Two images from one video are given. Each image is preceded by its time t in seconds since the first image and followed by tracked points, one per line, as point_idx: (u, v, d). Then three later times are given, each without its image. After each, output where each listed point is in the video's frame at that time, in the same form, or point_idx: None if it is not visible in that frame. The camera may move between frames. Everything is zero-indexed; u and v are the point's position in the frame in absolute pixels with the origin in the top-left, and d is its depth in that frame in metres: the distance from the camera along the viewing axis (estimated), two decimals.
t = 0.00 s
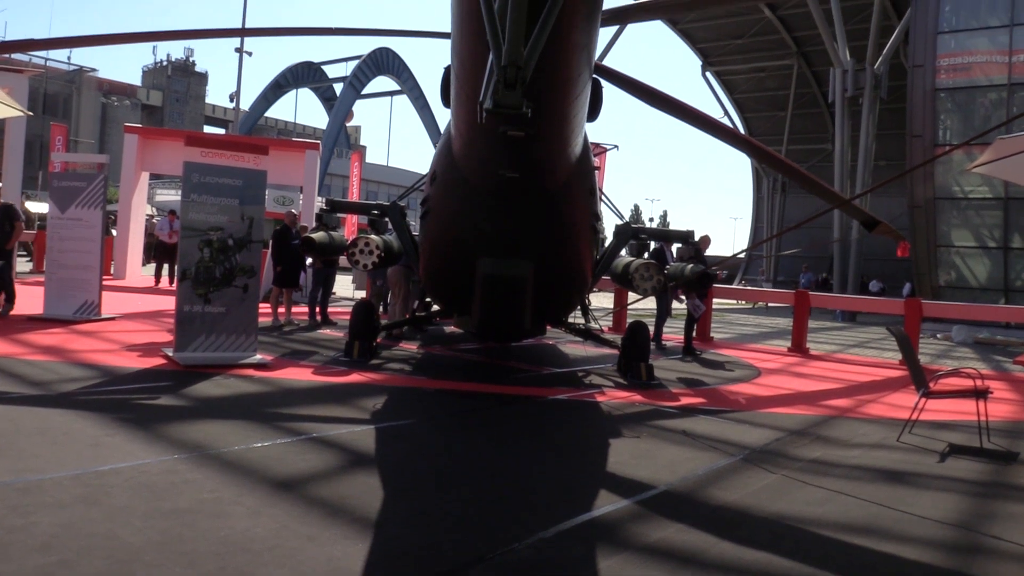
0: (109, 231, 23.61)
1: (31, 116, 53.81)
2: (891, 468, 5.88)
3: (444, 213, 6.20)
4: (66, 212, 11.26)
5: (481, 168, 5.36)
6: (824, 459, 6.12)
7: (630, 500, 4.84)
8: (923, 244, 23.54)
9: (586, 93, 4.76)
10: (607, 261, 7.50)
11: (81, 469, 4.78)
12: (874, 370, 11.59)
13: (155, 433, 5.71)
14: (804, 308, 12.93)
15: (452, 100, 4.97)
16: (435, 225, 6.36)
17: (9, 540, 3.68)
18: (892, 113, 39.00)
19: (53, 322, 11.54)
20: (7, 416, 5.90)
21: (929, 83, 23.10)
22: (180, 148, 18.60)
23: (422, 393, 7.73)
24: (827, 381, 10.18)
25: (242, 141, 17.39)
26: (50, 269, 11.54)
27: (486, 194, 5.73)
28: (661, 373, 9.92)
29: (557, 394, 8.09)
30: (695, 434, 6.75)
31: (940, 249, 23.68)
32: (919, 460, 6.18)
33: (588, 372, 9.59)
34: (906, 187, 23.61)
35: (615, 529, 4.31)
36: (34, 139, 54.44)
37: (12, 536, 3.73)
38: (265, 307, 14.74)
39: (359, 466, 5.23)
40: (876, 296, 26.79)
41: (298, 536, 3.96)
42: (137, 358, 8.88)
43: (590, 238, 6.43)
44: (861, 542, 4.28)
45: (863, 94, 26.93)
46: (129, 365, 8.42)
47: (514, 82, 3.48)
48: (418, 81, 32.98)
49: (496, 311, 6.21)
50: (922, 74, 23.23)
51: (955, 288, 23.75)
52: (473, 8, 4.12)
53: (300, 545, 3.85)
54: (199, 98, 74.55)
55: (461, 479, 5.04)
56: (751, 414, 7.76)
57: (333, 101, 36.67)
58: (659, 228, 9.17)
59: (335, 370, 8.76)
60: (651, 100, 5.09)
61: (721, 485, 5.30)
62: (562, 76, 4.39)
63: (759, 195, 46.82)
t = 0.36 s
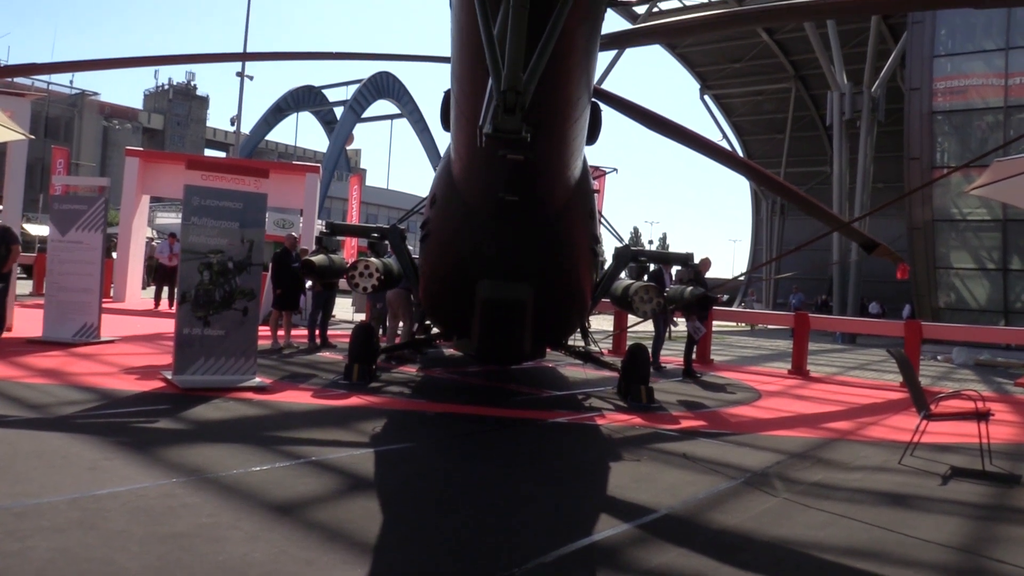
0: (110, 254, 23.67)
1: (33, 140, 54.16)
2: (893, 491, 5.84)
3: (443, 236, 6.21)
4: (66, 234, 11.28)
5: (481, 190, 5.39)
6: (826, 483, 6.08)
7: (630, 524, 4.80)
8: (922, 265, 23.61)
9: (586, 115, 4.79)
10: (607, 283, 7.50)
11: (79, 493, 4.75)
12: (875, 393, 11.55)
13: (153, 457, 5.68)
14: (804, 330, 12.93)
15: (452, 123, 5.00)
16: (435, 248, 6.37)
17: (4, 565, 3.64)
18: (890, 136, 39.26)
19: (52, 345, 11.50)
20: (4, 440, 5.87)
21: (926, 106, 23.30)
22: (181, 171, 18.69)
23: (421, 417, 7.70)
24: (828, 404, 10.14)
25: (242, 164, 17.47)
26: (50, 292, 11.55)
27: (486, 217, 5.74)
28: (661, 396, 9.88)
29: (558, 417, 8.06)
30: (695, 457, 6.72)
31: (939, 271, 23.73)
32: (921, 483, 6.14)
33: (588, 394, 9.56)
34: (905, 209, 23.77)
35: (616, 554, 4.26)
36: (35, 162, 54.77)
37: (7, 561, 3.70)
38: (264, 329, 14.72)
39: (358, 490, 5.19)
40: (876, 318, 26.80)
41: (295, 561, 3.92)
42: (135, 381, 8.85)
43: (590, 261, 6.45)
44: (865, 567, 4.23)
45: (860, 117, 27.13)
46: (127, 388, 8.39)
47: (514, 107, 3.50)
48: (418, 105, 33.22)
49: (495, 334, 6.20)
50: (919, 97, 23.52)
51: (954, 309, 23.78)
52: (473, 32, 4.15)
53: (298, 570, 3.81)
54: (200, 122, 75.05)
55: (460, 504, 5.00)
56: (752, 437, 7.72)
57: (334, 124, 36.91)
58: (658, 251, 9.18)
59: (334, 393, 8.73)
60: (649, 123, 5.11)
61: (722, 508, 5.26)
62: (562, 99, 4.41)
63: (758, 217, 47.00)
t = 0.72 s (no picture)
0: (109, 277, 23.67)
1: (34, 163, 54.47)
2: (895, 515, 5.80)
3: (443, 259, 6.22)
4: (66, 257, 11.32)
5: (480, 213, 5.40)
6: (827, 506, 6.04)
7: (631, 548, 4.76)
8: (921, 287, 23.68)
9: (585, 138, 4.82)
10: (606, 305, 7.50)
11: (76, 516, 4.71)
12: (876, 415, 11.50)
13: (151, 481, 5.64)
14: (804, 352, 12.90)
15: (451, 147, 5.02)
16: (434, 271, 6.38)
17: None
18: (887, 158, 39.51)
19: (50, 368, 11.47)
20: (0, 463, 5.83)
21: (923, 128, 23.49)
22: (182, 194, 18.75)
23: (421, 440, 7.65)
24: (828, 426, 10.10)
25: (242, 187, 17.55)
26: (49, 314, 11.54)
27: (486, 240, 5.75)
28: (662, 418, 9.84)
29: (558, 440, 8.02)
30: (696, 480, 6.68)
31: (938, 293, 23.79)
32: (923, 506, 6.09)
33: (588, 417, 9.51)
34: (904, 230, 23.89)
35: None
36: (36, 185, 55.03)
37: None
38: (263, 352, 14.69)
39: (357, 514, 5.15)
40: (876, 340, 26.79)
41: None
42: (133, 404, 8.80)
43: (590, 283, 6.46)
44: None
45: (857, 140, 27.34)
46: (126, 411, 8.34)
47: (513, 131, 3.51)
48: (418, 129, 33.42)
49: (496, 357, 6.20)
50: (916, 119, 23.70)
51: (954, 331, 23.80)
52: (472, 57, 4.19)
53: None
54: (201, 145, 75.42)
55: (459, 528, 4.95)
56: (754, 460, 7.68)
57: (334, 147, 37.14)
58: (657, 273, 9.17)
59: (333, 416, 8.69)
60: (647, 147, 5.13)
61: (723, 532, 5.22)
62: (560, 125, 4.45)
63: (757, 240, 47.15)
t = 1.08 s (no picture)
0: (108, 299, 23.67)
1: (35, 185, 54.74)
2: (897, 537, 5.76)
3: (443, 281, 6.23)
4: (67, 279, 11.36)
5: (479, 235, 5.42)
6: (830, 529, 5.99)
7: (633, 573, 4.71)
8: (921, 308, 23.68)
9: (584, 160, 4.84)
10: (606, 327, 7.50)
11: (72, 540, 4.68)
12: (877, 437, 11.44)
13: (149, 504, 5.61)
14: (805, 374, 12.88)
15: (451, 170, 5.05)
16: (434, 293, 6.39)
17: None
18: (886, 180, 39.67)
19: (49, 390, 11.44)
20: None
21: (922, 150, 23.64)
22: (183, 217, 18.81)
23: (421, 463, 7.62)
24: (830, 448, 10.06)
25: (243, 210, 17.62)
26: (49, 336, 11.54)
27: (486, 263, 5.76)
28: (662, 440, 9.80)
29: (558, 463, 7.98)
30: (697, 503, 6.63)
31: (938, 314, 23.77)
32: (926, 529, 6.05)
33: (588, 440, 9.47)
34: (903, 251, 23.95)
35: None
36: (37, 206, 55.24)
37: None
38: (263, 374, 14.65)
39: (356, 538, 5.11)
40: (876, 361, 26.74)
41: None
42: (131, 427, 8.77)
43: (589, 305, 6.46)
44: None
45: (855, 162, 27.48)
46: (124, 434, 8.30)
47: (513, 155, 3.53)
48: (418, 151, 33.58)
49: (495, 379, 6.19)
50: (914, 141, 23.83)
51: (954, 352, 23.73)
52: (472, 80, 4.23)
53: None
54: (202, 167, 75.71)
55: (459, 552, 4.90)
56: (755, 483, 7.63)
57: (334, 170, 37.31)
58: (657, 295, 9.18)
59: (332, 439, 8.65)
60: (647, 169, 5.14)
61: (725, 556, 5.18)
62: (560, 147, 4.48)
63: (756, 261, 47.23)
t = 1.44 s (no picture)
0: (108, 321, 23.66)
1: (36, 207, 54.94)
2: (900, 560, 5.71)
3: (443, 302, 6.23)
4: (66, 300, 11.37)
5: (479, 255, 5.42)
6: (831, 551, 5.95)
7: None
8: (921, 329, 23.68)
9: (583, 183, 4.86)
10: (606, 348, 7.49)
11: (69, 563, 4.64)
12: (879, 458, 11.39)
13: (147, 527, 5.57)
14: (805, 395, 12.86)
15: (451, 192, 5.06)
16: (433, 314, 6.38)
17: None
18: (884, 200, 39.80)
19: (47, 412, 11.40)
20: None
21: (919, 171, 23.78)
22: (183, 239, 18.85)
23: (421, 485, 7.58)
24: (831, 470, 10.02)
25: (242, 231, 17.66)
26: (47, 358, 11.52)
27: (486, 283, 5.76)
28: (663, 462, 9.76)
29: (558, 485, 7.93)
30: (698, 525, 6.59)
31: (938, 334, 23.77)
32: (928, 551, 6.01)
33: (589, 462, 9.43)
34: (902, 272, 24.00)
35: None
36: (37, 227, 55.41)
37: None
38: (262, 395, 14.62)
39: (355, 562, 5.07)
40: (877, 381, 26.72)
41: None
42: (130, 449, 8.73)
43: (590, 327, 6.46)
44: None
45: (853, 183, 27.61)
46: (122, 456, 8.27)
47: (512, 177, 3.50)
48: (418, 173, 33.74)
49: (495, 400, 6.16)
50: (912, 162, 23.97)
51: (955, 373, 23.68)
52: (471, 102, 4.25)
53: None
54: (202, 189, 75.81)
55: None
56: (756, 505, 7.58)
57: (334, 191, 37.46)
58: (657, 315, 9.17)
59: (331, 461, 8.61)
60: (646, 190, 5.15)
61: None
62: (560, 168, 4.49)
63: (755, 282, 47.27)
